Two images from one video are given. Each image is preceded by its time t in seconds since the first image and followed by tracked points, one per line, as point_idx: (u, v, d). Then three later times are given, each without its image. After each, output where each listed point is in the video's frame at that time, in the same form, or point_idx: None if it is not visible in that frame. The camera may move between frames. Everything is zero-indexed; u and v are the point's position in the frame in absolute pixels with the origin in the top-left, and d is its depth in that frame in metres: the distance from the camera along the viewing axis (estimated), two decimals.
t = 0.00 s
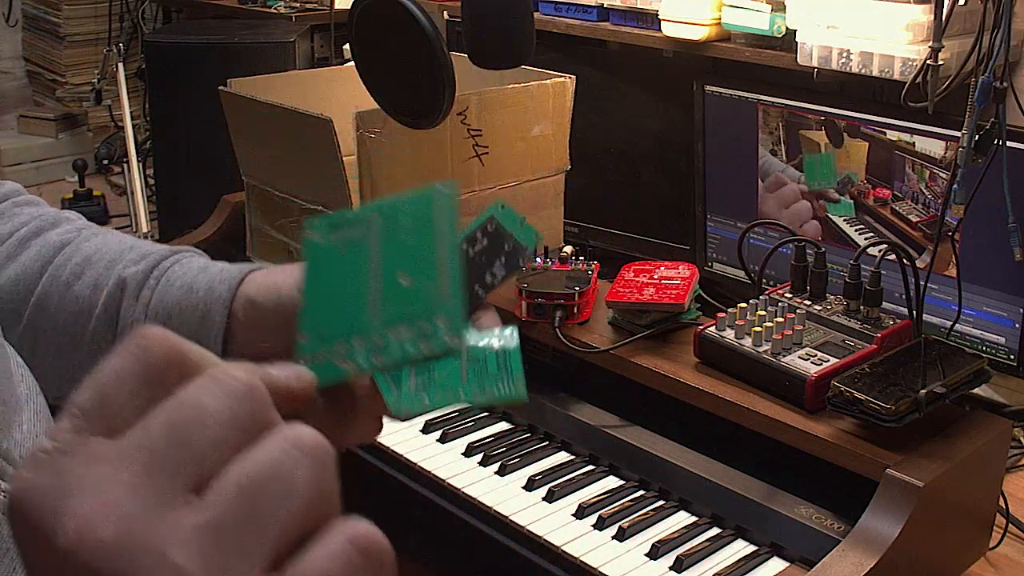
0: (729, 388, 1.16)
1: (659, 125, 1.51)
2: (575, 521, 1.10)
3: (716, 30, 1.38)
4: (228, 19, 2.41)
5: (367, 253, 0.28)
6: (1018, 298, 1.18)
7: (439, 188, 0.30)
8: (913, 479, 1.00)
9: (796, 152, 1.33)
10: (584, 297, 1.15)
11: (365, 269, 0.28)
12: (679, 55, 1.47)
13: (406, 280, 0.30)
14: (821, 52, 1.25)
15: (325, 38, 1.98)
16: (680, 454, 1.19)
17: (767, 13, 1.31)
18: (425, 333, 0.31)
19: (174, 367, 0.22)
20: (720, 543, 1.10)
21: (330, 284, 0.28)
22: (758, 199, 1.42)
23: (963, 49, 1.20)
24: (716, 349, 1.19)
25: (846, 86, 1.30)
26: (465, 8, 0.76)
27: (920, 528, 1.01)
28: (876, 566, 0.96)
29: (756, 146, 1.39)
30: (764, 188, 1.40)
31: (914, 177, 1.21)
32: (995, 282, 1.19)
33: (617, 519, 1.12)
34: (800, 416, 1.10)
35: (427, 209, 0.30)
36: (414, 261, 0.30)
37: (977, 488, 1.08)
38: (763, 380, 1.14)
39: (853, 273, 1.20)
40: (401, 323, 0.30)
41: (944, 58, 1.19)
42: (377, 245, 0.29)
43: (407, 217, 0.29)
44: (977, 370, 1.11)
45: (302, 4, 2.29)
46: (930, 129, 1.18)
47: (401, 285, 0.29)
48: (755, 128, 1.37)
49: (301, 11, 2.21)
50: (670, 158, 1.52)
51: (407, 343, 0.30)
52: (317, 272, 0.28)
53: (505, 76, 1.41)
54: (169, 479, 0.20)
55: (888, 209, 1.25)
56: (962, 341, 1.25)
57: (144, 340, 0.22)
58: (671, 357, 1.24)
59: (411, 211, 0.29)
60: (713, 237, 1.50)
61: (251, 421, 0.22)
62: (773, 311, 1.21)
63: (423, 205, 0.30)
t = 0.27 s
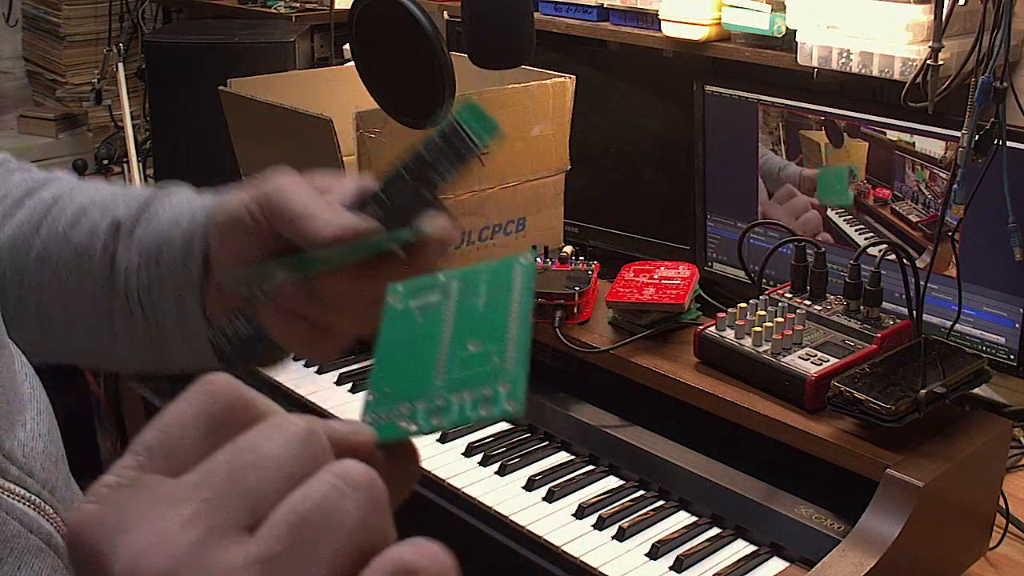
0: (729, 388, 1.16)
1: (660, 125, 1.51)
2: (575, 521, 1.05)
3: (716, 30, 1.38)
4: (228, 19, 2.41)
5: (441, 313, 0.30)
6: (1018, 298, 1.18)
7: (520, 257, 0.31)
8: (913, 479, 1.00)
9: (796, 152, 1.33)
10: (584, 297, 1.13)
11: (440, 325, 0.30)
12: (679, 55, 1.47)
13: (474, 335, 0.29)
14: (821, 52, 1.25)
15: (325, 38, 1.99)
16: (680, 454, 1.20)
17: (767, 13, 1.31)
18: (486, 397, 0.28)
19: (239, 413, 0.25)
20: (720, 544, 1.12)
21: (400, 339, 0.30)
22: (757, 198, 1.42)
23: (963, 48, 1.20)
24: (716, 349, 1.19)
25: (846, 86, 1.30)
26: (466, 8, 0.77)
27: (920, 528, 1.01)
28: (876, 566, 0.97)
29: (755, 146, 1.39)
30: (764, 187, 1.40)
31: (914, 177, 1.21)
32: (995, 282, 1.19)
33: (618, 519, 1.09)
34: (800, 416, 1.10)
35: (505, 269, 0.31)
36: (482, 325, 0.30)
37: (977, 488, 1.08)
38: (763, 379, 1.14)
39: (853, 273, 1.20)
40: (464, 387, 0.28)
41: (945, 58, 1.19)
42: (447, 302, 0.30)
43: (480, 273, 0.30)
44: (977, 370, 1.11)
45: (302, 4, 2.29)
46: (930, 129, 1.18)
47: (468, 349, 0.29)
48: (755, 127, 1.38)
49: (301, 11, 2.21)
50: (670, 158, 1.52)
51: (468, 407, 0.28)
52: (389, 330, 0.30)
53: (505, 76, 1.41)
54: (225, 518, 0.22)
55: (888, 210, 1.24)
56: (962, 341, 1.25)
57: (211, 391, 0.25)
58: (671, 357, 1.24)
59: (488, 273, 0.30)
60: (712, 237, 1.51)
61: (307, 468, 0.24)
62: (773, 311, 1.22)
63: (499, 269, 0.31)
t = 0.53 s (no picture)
0: (729, 388, 1.16)
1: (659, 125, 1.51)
2: (574, 521, 1.12)
3: (716, 30, 1.38)
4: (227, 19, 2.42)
5: (448, 292, 0.35)
6: (1018, 298, 1.18)
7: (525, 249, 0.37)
8: (913, 479, 1.00)
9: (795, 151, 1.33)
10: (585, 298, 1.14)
11: (446, 304, 0.35)
12: (679, 55, 1.48)
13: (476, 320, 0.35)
14: (821, 52, 1.25)
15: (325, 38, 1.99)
16: (680, 454, 1.19)
17: (767, 13, 1.31)
18: (479, 383, 0.34)
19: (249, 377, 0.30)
20: (720, 544, 1.10)
21: (412, 310, 0.35)
22: (758, 196, 1.42)
23: (963, 48, 1.20)
24: (716, 349, 1.19)
25: (846, 86, 1.30)
26: (466, 8, 0.77)
27: (920, 528, 1.01)
28: (876, 566, 0.97)
29: (756, 144, 1.39)
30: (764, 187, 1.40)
31: (914, 178, 1.22)
32: (995, 282, 1.19)
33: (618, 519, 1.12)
34: (800, 416, 1.10)
35: (510, 258, 0.36)
36: (481, 310, 0.35)
37: (977, 488, 1.08)
38: (763, 380, 1.14)
39: (853, 273, 1.20)
40: (460, 371, 0.34)
41: (945, 58, 1.19)
42: (455, 283, 0.35)
43: (489, 265, 0.36)
44: (977, 370, 1.11)
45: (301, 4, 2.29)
46: (930, 129, 1.18)
47: (468, 333, 0.34)
48: (755, 127, 1.38)
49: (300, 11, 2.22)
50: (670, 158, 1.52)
51: (462, 390, 0.34)
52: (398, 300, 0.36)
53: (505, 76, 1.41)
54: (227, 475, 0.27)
55: (888, 209, 1.25)
56: (962, 341, 1.24)
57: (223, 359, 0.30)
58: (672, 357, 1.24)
59: (495, 259, 0.36)
60: (713, 237, 1.53)
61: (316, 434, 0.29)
62: (773, 311, 1.22)
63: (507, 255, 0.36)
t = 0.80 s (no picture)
0: (729, 388, 1.16)
1: (660, 125, 1.51)
2: (575, 521, 1.12)
3: (716, 30, 1.38)
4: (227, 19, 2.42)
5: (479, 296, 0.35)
6: (1018, 298, 1.17)
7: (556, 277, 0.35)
8: (913, 479, 0.99)
9: (795, 151, 1.33)
10: (584, 297, 1.28)
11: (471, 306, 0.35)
12: (679, 55, 1.47)
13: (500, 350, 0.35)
14: (821, 52, 1.25)
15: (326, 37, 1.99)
16: (680, 454, 1.19)
17: (767, 13, 1.30)
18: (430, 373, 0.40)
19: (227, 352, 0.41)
20: (720, 543, 1.10)
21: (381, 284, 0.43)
22: (758, 197, 1.41)
23: (963, 48, 1.20)
24: (716, 348, 1.19)
25: (846, 85, 1.30)
26: (466, 9, 0.86)
27: (919, 528, 1.01)
28: (876, 566, 0.97)
29: (756, 144, 1.38)
30: (764, 188, 1.40)
31: (914, 178, 1.22)
32: (995, 282, 1.18)
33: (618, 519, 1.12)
34: (800, 416, 1.10)
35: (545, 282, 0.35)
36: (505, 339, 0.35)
37: (977, 488, 1.08)
38: (763, 380, 1.14)
39: (853, 273, 1.20)
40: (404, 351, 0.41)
41: (945, 58, 1.19)
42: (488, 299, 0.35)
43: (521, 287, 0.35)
44: (977, 370, 1.11)
45: (302, 3, 2.29)
46: (930, 129, 1.18)
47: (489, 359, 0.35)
48: (755, 127, 1.37)
49: (301, 11, 2.22)
50: (670, 158, 1.52)
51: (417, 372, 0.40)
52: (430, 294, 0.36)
53: (505, 76, 1.42)
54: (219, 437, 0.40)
55: (888, 209, 1.26)
56: (962, 341, 1.24)
57: (235, 346, 0.41)
58: (671, 356, 1.23)
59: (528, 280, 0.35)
60: (713, 237, 1.49)
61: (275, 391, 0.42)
62: (773, 311, 1.22)
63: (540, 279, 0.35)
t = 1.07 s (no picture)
0: (728, 388, 1.16)
1: (660, 125, 1.51)
2: (575, 521, 1.13)
3: (716, 30, 1.38)
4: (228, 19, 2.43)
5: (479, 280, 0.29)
6: (1018, 298, 1.17)
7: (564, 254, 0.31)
8: (913, 479, 0.99)
9: (795, 151, 1.33)
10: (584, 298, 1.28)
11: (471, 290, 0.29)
12: (679, 55, 1.47)
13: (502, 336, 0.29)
14: (821, 52, 1.25)
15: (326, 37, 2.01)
16: (680, 454, 1.19)
17: (767, 13, 1.30)
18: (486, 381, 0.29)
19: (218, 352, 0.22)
20: (720, 543, 1.10)
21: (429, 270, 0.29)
22: (758, 198, 1.41)
23: (962, 49, 1.20)
24: (715, 349, 1.19)
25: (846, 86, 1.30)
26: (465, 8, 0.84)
27: (920, 528, 1.01)
28: (876, 566, 0.97)
29: (756, 145, 1.38)
30: (764, 188, 1.40)
31: (914, 179, 1.22)
32: (995, 282, 1.19)
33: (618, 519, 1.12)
34: (800, 416, 1.10)
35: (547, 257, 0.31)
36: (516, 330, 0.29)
37: (977, 488, 1.08)
38: (762, 380, 1.14)
39: (853, 273, 1.20)
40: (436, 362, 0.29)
41: (944, 58, 1.19)
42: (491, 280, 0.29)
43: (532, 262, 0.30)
44: (978, 370, 1.11)
45: (302, 4, 2.30)
46: (930, 129, 1.18)
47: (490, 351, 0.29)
48: (755, 128, 1.37)
49: (301, 11, 2.23)
50: (670, 158, 1.52)
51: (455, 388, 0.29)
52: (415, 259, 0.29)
53: (505, 76, 1.42)
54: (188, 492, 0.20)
55: (888, 209, 1.25)
56: (962, 341, 1.24)
57: (191, 329, 0.22)
58: (671, 357, 1.24)
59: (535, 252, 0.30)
60: (712, 237, 1.49)
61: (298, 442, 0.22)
62: (773, 311, 1.22)
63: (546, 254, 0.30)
